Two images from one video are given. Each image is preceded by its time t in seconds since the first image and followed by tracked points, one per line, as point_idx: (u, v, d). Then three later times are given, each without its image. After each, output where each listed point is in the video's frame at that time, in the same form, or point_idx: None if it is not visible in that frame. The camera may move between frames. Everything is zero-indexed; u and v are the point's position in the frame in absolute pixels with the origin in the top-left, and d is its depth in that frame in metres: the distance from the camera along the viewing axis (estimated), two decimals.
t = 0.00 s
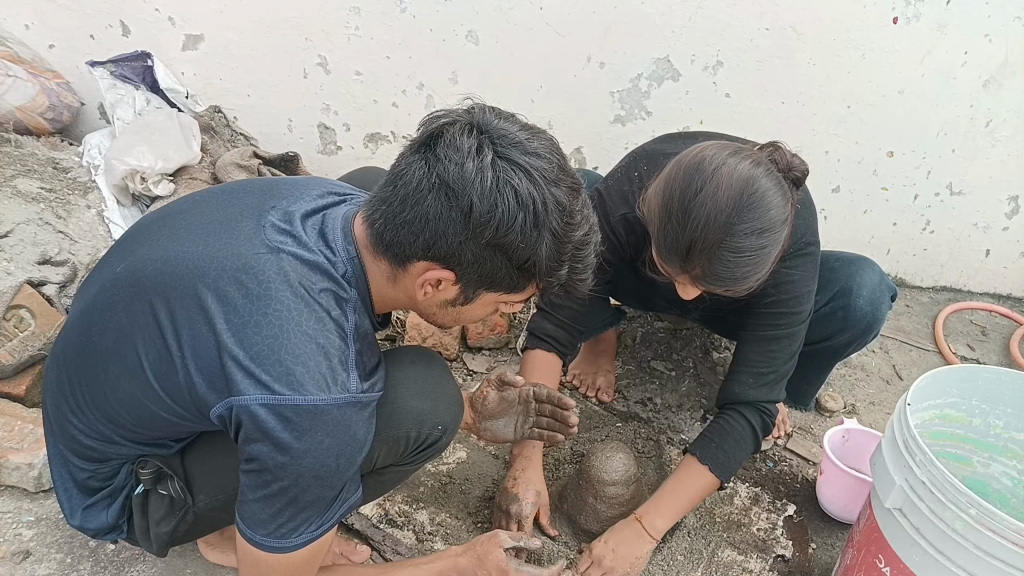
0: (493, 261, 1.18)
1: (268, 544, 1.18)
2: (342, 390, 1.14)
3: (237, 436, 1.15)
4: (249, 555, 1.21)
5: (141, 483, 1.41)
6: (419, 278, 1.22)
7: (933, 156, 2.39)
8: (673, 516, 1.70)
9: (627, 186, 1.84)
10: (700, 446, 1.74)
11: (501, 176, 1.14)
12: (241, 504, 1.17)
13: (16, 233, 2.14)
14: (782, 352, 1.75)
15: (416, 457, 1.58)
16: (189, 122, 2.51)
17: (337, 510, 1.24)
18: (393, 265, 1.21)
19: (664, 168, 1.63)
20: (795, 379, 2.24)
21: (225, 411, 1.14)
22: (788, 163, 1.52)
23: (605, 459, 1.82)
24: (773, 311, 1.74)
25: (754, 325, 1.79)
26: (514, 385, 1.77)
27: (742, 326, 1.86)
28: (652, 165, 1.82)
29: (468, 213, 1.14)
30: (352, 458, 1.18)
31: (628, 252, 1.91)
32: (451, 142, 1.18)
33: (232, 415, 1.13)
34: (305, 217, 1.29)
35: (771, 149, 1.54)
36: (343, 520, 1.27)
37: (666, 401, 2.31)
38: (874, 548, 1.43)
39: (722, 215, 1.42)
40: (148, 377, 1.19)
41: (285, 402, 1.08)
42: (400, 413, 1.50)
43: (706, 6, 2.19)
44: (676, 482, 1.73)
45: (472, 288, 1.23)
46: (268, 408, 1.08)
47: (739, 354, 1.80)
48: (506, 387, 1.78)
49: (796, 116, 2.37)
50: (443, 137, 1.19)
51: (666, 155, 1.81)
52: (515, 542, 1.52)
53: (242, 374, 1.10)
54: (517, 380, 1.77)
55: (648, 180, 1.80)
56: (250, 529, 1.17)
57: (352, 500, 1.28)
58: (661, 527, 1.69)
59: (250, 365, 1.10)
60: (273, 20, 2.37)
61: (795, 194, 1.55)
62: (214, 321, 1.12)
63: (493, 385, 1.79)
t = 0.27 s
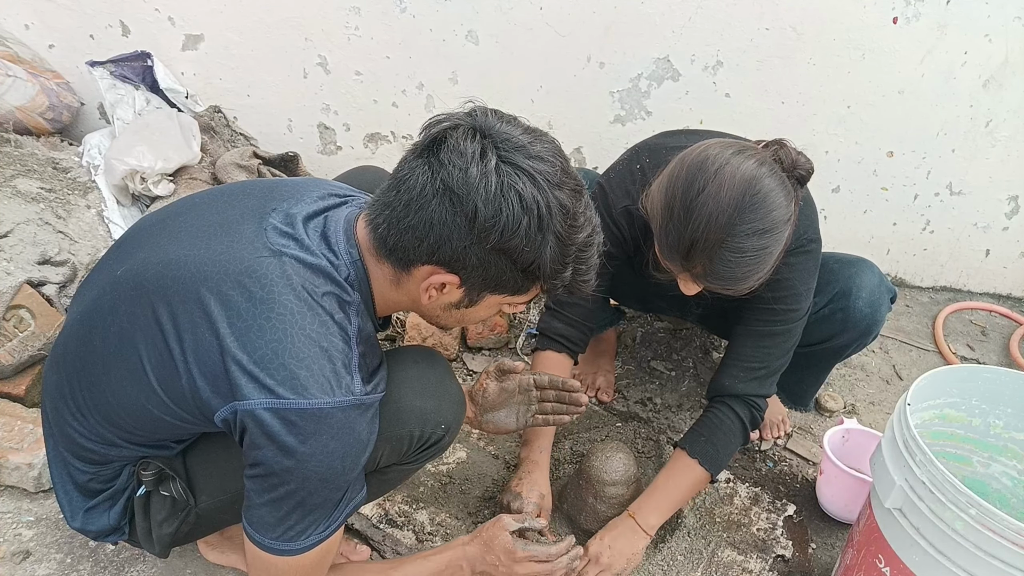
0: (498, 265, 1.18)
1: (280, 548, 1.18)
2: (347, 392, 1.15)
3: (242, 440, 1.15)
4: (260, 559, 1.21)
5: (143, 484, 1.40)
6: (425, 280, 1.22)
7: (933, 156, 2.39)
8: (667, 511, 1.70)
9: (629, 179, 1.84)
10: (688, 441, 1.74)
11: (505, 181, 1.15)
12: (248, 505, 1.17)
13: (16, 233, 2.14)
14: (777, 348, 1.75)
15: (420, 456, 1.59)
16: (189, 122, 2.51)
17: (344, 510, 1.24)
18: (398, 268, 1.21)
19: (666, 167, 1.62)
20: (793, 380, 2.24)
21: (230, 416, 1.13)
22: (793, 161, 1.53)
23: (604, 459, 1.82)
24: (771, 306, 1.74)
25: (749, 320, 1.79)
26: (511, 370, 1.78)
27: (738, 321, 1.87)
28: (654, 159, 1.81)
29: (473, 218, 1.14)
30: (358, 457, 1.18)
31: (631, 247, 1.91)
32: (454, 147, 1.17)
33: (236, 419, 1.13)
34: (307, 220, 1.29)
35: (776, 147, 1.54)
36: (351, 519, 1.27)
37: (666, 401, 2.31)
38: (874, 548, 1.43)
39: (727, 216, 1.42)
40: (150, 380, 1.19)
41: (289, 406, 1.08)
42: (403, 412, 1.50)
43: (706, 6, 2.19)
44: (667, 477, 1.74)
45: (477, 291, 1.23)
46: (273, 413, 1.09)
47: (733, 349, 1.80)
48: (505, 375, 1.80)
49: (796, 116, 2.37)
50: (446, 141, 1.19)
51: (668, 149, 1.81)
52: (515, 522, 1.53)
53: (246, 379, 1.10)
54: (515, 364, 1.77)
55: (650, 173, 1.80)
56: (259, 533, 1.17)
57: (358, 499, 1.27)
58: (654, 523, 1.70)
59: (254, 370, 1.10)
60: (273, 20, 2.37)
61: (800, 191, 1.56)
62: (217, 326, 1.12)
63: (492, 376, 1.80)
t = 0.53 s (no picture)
0: (523, 252, 1.20)
1: (296, 555, 1.19)
2: (346, 396, 1.14)
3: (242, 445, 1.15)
4: (278, 566, 1.22)
5: (144, 485, 1.40)
6: (446, 279, 1.22)
7: (933, 156, 2.39)
8: (674, 508, 1.69)
9: (631, 173, 1.84)
10: (694, 436, 1.73)
11: (525, 170, 1.16)
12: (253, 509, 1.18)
13: (16, 233, 2.14)
14: (778, 341, 1.75)
15: (421, 458, 1.59)
16: (189, 122, 2.51)
17: (356, 513, 1.24)
18: (414, 271, 1.21)
19: (669, 161, 1.62)
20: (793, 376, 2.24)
21: (231, 420, 1.14)
22: (802, 145, 1.56)
23: (605, 459, 1.82)
24: (772, 298, 1.74)
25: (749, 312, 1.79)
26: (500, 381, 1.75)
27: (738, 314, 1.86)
28: (657, 153, 1.82)
29: (499, 209, 1.15)
30: (362, 459, 1.18)
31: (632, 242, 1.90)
32: (467, 144, 1.18)
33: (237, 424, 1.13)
34: (310, 224, 1.29)
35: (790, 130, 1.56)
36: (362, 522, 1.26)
37: (666, 401, 2.31)
38: (874, 548, 1.43)
39: (750, 184, 1.42)
40: (151, 383, 1.19)
41: (289, 412, 1.08)
42: (405, 414, 1.50)
43: (706, 6, 2.19)
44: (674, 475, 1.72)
45: (499, 282, 1.25)
46: (274, 419, 1.09)
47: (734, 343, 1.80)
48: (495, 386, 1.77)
49: (796, 116, 2.37)
50: (455, 140, 1.19)
51: (669, 144, 1.82)
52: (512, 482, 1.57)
53: (247, 385, 1.10)
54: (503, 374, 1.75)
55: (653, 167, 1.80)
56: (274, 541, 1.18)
57: (369, 500, 1.28)
58: (663, 520, 1.68)
59: (256, 375, 1.10)
60: (273, 20, 2.37)
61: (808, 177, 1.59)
62: (220, 331, 1.12)
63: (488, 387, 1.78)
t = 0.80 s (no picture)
0: (533, 253, 1.21)
1: (297, 555, 1.19)
2: (353, 397, 1.14)
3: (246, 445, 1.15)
4: (280, 568, 1.22)
5: (145, 488, 1.40)
6: (451, 279, 1.22)
7: (933, 156, 2.39)
8: (676, 508, 1.69)
9: (632, 170, 1.84)
10: (694, 436, 1.73)
11: (540, 172, 1.18)
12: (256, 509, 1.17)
13: (16, 233, 2.14)
14: (779, 341, 1.75)
15: (424, 457, 1.59)
16: (189, 122, 2.51)
17: (355, 513, 1.24)
18: (422, 270, 1.21)
19: (666, 157, 1.61)
20: (794, 375, 2.24)
21: (237, 420, 1.15)
22: (798, 143, 1.57)
23: (604, 459, 1.83)
24: (774, 297, 1.73)
25: (750, 312, 1.79)
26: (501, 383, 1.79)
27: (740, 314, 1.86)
28: (658, 151, 1.82)
29: (512, 210, 1.16)
30: (365, 460, 1.18)
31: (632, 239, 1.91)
32: (486, 143, 1.19)
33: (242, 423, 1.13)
34: (315, 225, 1.29)
35: (783, 130, 1.57)
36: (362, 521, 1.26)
37: (666, 401, 2.31)
38: (873, 548, 1.43)
39: (742, 186, 1.42)
40: (155, 384, 1.19)
41: (295, 412, 1.08)
42: (410, 414, 1.50)
43: (706, 6, 2.19)
44: (673, 477, 1.72)
45: (504, 284, 1.25)
46: (280, 418, 1.09)
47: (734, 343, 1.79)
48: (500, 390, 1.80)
49: (796, 116, 2.37)
50: (474, 139, 1.20)
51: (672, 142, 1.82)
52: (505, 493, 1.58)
53: (253, 386, 1.10)
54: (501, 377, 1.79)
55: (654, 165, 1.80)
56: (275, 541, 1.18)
57: (369, 501, 1.28)
58: (665, 521, 1.69)
59: (262, 376, 1.10)
60: (273, 20, 2.37)
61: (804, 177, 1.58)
62: (226, 332, 1.12)
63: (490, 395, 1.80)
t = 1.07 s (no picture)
0: (531, 252, 1.21)
1: (299, 556, 1.19)
2: (348, 397, 1.14)
3: (242, 446, 1.14)
4: (284, 569, 1.22)
5: (144, 487, 1.41)
6: (451, 278, 1.22)
7: (933, 156, 2.39)
8: (688, 509, 1.69)
9: (631, 170, 1.84)
10: (705, 436, 1.72)
11: (540, 170, 1.18)
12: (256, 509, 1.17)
13: (16, 232, 2.14)
14: (785, 340, 1.75)
15: (423, 458, 1.59)
16: (189, 122, 2.51)
17: (357, 513, 1.24)
18: (422, 269, 1.20)
19: (664, 156, 1.61)
20: (796, 374, 2.24)
21: (232, 420, 1.15)
22: (797, 144, 1.54)
23: (603, 459, 1.81)
24: (778, 297, 1.73)
25: (755, 312, 1.78)
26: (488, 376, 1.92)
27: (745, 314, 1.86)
28: (657, 151, 1.82)
29: (512, 208, 1.16)
30: (362, 460, 1.18)
31: (631, 238, 1.91)
32: (486, 142, 1.19)
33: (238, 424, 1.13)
34: (313, 225, 1.29)
35: (782, 129, 1.55)
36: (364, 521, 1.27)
37: (666, 401, 2.31)
38: (873, 548, 1.43)
39: (738, 185, 1.42)
40: (152, 385, 1.19)
41: (292, 412, 1.08)
42: (407, 414, 1.50)
43: (706, 6, 2.19)
44: (684, 477, 1.71)
45: (504, 283, 1.25)
46: (276, 418, 1.09)
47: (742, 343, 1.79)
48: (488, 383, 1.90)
49: (796, 116, 2.37)
50: (473, 138, 1.20)
51: (670, 141, 1.82)
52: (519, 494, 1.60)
53: (250, 386, 1.10)
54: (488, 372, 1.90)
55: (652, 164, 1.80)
56: (278, 542, 1.18)
57: (370, 501, 1.28)
58: (677, 522, 1.68)
59: (260, 376, 1.10)
60: (273, 20, 2.37)
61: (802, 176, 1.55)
62: (223, 332, 1.12)
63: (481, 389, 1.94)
